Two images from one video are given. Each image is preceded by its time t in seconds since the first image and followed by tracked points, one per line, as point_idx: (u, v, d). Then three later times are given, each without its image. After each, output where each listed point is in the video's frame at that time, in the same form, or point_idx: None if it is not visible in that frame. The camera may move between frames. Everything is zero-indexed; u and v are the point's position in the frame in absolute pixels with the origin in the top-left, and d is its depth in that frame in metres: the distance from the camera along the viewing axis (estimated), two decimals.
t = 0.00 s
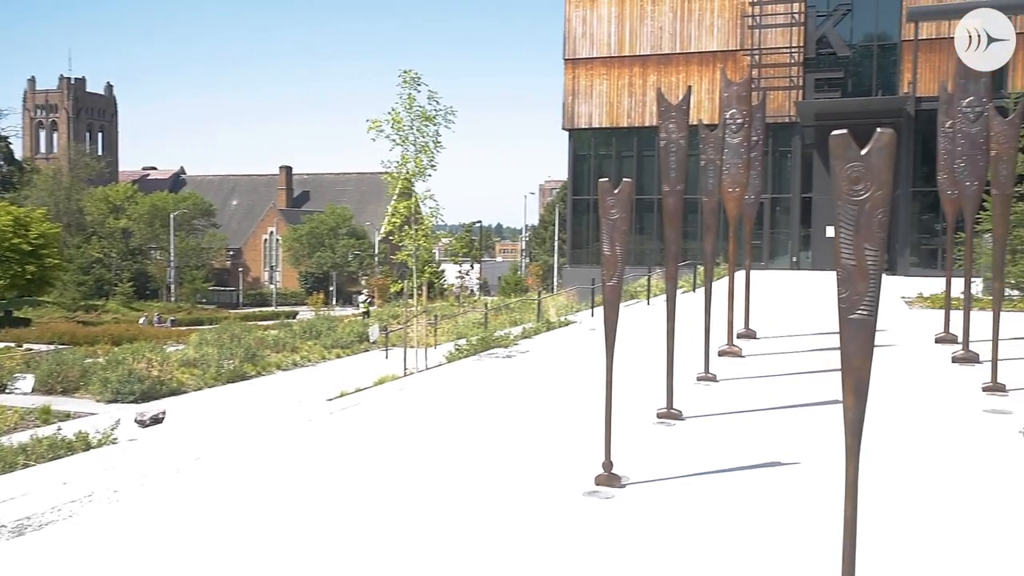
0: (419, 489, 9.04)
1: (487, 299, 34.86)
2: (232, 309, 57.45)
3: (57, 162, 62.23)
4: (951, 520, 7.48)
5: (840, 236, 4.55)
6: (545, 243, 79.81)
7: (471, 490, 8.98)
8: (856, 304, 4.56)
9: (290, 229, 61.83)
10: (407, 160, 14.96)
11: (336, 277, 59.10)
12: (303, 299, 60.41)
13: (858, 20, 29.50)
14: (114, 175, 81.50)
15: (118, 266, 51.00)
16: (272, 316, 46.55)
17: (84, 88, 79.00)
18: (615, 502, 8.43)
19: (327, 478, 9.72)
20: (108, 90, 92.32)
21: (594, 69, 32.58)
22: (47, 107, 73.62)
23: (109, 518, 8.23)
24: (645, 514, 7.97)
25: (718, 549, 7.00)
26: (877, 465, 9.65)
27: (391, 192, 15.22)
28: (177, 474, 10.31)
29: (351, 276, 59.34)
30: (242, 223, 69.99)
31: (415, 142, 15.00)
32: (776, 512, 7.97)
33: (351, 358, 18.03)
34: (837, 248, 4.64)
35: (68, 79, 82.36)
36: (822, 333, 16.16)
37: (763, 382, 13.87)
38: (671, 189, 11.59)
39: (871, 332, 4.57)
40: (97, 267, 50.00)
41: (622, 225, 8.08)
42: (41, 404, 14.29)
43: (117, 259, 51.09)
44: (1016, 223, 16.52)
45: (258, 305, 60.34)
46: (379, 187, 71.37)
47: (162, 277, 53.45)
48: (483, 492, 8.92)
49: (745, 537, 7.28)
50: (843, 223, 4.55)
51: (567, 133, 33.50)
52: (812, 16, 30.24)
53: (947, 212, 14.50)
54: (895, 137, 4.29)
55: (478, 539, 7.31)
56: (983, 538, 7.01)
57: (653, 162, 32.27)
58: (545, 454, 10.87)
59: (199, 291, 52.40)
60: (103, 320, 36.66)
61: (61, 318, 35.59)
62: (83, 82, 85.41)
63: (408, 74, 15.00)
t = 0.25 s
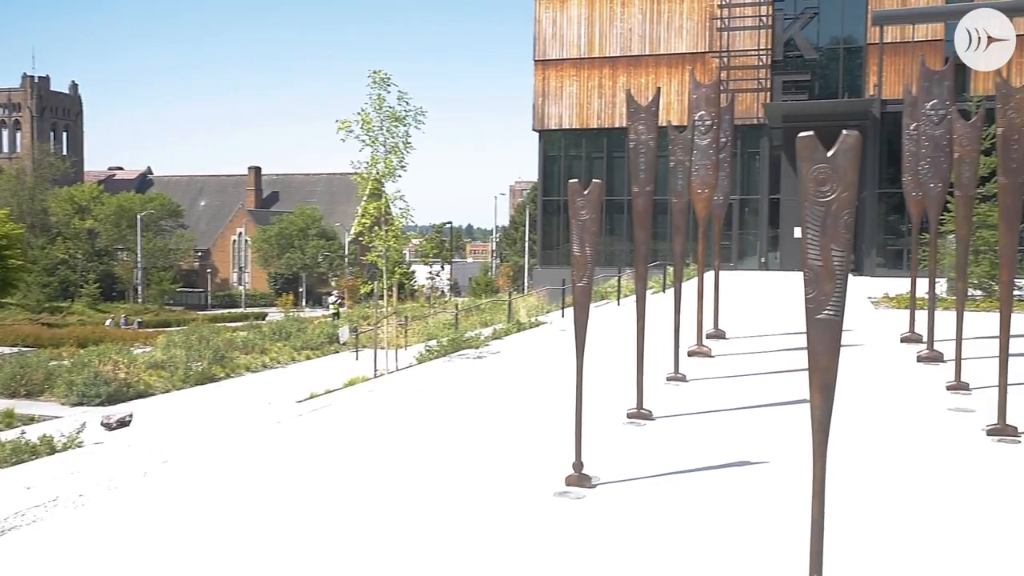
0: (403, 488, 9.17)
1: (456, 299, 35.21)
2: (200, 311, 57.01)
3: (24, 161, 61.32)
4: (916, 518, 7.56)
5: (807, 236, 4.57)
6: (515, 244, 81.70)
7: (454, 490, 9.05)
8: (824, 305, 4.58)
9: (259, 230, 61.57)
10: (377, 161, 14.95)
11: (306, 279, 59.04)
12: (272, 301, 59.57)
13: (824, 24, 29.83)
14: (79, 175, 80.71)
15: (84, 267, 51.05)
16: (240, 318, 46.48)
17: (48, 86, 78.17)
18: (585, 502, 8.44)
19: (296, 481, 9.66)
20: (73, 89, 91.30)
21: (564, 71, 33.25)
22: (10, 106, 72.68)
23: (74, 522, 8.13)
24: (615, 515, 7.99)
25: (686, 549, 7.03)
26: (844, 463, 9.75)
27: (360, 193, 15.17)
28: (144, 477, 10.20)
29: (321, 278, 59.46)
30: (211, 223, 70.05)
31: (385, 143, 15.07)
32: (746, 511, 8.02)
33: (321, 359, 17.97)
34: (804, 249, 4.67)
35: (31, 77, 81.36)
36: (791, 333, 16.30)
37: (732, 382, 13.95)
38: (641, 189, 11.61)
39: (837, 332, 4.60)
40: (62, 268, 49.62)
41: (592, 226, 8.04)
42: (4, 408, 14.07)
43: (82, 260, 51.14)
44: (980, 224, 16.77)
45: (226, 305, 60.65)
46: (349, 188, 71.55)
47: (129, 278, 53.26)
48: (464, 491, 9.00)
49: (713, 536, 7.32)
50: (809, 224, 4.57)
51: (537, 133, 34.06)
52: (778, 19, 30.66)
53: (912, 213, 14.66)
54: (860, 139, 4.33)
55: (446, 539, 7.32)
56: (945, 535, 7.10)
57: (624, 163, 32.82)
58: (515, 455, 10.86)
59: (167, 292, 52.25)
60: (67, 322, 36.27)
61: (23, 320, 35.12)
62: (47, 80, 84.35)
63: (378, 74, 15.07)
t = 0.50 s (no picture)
0: (375, 489, 9.15)
1: (433, 301, 34.99)
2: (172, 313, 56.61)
3: None
4: (885, 515, 7.66)
5: (779, 236, 4.62)
6: (488, 245, 82.22)
7: (426, 491, 9.04)
8: (795, 305, 4.64)
9: (231, 231, 61.24)
10: (350, 162, 14.86)
11: (279, 280, 58.91)
12: (245, 302, 59.27)
13: (796, 26, 30.43)
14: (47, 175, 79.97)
15: (53, 268, 50.69)
16: (213, 319, 46.25)
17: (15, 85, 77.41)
18: (560, 502, 8.46)
19: (267, 483, 9.60)
20: (41, 87, 90.37)
21: (537, 71, 33.62)
22: None
23: (42, 527, 8.03)
24: (589, 515, 8.02)
25: (683, 549, 7.05)
26: (815, 462, 9.84)
27: (334, 194, 15.13)
28: (114, 481, 10.09)
29: (295, 279, 59.34)
30: (183, 225, 69.84)
31: (359, 143, 15.12)
32: (719, 510, 8.07)
33: (294, 361, 17.91)
34: (776, 250, 4.72)
35: None
36: (764, 333, 16.44)
37: (706, 382, 14.03)
38: (614, 190, 11.63)
39: (808, 331, 4.66)
40: (31, 269, 49.01)
41: (564, 228, 8.05)
42: None
43: (51, 262, 50.64)
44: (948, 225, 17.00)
45: (198, 307, 59.97)
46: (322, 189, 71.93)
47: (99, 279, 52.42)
48: (436, 492, 9.00)
49: (687, 535, 7.36)
50: (780, 225, 4.61)
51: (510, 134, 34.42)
52: (750, 21, 31.12)
53: (881, 214, 14.80)
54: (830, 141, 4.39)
55: (419, 540, 7.32)
56: (912, 532, 7.20)
57: (597, 164, 33.39)
58: (488, 456, 10.86)
59: (138, 293, 51.72)
60: (35, 324, 35.93)
61: None
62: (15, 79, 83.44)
63: (351, 75, 15.14)
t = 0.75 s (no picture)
0: (348, 490, 9.13)
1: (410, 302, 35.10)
2: (145, 314, 56.21)
3: None
4: (858, 512, 7.73)
5: (753, 237, 4.64)
6: (465, 246, 82.62)
7: (400, 492, 9.03)
8: (770, 305, 4.65)
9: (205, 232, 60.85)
10: (326, 162, 14.89)
11: (254, 281, 58.69)
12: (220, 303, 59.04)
13: (770, 29, 30.77)
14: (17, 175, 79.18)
15: (22, 269, 50.31)
16: (188, 321, 46.02)
17: None
18: (536, 502, 8.46)
19: (239, 485, 9.56)
20: (9, 85, 89.39)
21: (514, 72, 33.85)
22: None
23: (11, 531, 7.95)
24: (565, 515, 8.03)
25: (657, 548, 7.07)
26: (789, 461, 9.91)
27: (309, 194, 15.07)
28: (84, 484, 10.00)
29: (269, 280, 59.11)
30: (155, 225, 68.83)
31: (334, 144, 15.08)
32: (694, 510, 8.11)
33: (269, 363, 17.85)
34: (750, 250, 4.74)
35: None
36: (738, 334, 16.55)
37: (682, 382, 14.10)
38: (590, 191, 11.68)
39: (783, 332, 4.68)
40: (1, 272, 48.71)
41: (541, 229, 8.03)
42: None
43: (21, 263, 50.35)
44: (920, 226, 17.20)
45: (173, 308, 59.06)
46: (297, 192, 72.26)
47: (71, 280, 51.97)
48: (410, 492, 8.99)
49: (662, 534, 7.38)
50: (754, 226, 4.63)
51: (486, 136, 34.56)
52: (725, 23, 31.49)
53: (854, 215, 14.92)
54: (803, 142, 4.42)
55: (393, 540, 7.32)
56: (883, 529, 7.27)
57: (572, 164, 33.68)
58: (463, 457, 10.85)
59: (111, 294, 50.34)
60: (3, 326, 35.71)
61: None
62: None
63: (327, 74, 15.15)
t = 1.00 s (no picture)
0: (323, 492, 9.11)
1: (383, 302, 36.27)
2: (118, 315, 55.80)
3: None
4: (832, 511, 7.78)
5: (728, 237, 4.65)
6: (442, 247, 82.77)
7: (375, 493, 9.02)
8: (745, 305, 4.66)
9: (180, 233, 60.48)
10: (302, 163, 14.83)
11: (229, 282, 58.44)
12: (194, 303, 59.34)
13: (745, 31, 31.38)
14: None
15: None
16: (163, 323, 45.77)
17: None
18: (513, 503, 8.45)
19: (214, 487, 9.50)
20: None
21: (490, 73, 34.60)
22: None
23: None
24: (542, 516, 8.03)
25: (632, 549, 7.07)
26: (764, 460, 9.96)
27: (285, 195, 15.00)
28: (57, 488, 9.88)
29: (246, 280, 58.95)
30: (129, 226, 68.33)
31: (310, 145, 15.04)
32: (670, 510, 8.12)
33: (245, 364, 17.78)
34: (725, 251, 4.75)
35: None
36: (714, 334, 16.65)
37: (658, 382, 14.15)
38: (566, 192, 11.71)
39: (758, 332, 4.68)
40: None
41: (518, 229, 8.00)
42: None
43: None
44: (893, 227, 17.38)
45: (147, 309, 59.15)
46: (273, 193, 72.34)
47: (43, 282, 51.51)
48: (386, 493, 8.98)
49: (637, 535, 7.39)
50: (730, 227, 4.65)
51: (464, 136, 35.39)
52: (700, 25, 32.20)
53: (828, 216, 15.01)
54: (777, 144, 4.45)
55: (369, 542, 7.31)
56: (864, 527, 7.31)
57: (549, 165, 34.56)
58: (440, 458, 10.84)
59: (83, 296, 50.03)
60: None
61: None
62: None
63: (303, 75, 15.11)
